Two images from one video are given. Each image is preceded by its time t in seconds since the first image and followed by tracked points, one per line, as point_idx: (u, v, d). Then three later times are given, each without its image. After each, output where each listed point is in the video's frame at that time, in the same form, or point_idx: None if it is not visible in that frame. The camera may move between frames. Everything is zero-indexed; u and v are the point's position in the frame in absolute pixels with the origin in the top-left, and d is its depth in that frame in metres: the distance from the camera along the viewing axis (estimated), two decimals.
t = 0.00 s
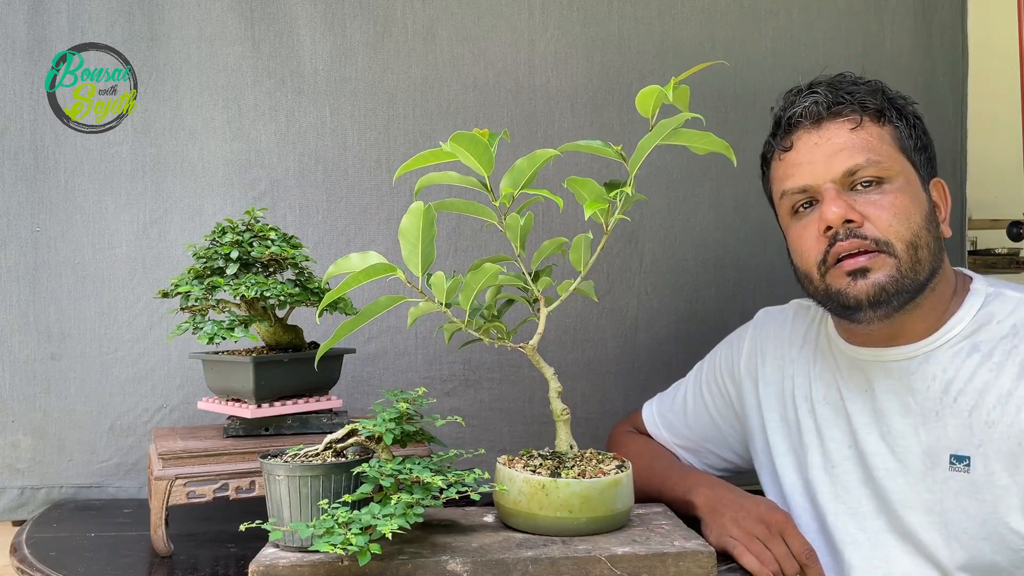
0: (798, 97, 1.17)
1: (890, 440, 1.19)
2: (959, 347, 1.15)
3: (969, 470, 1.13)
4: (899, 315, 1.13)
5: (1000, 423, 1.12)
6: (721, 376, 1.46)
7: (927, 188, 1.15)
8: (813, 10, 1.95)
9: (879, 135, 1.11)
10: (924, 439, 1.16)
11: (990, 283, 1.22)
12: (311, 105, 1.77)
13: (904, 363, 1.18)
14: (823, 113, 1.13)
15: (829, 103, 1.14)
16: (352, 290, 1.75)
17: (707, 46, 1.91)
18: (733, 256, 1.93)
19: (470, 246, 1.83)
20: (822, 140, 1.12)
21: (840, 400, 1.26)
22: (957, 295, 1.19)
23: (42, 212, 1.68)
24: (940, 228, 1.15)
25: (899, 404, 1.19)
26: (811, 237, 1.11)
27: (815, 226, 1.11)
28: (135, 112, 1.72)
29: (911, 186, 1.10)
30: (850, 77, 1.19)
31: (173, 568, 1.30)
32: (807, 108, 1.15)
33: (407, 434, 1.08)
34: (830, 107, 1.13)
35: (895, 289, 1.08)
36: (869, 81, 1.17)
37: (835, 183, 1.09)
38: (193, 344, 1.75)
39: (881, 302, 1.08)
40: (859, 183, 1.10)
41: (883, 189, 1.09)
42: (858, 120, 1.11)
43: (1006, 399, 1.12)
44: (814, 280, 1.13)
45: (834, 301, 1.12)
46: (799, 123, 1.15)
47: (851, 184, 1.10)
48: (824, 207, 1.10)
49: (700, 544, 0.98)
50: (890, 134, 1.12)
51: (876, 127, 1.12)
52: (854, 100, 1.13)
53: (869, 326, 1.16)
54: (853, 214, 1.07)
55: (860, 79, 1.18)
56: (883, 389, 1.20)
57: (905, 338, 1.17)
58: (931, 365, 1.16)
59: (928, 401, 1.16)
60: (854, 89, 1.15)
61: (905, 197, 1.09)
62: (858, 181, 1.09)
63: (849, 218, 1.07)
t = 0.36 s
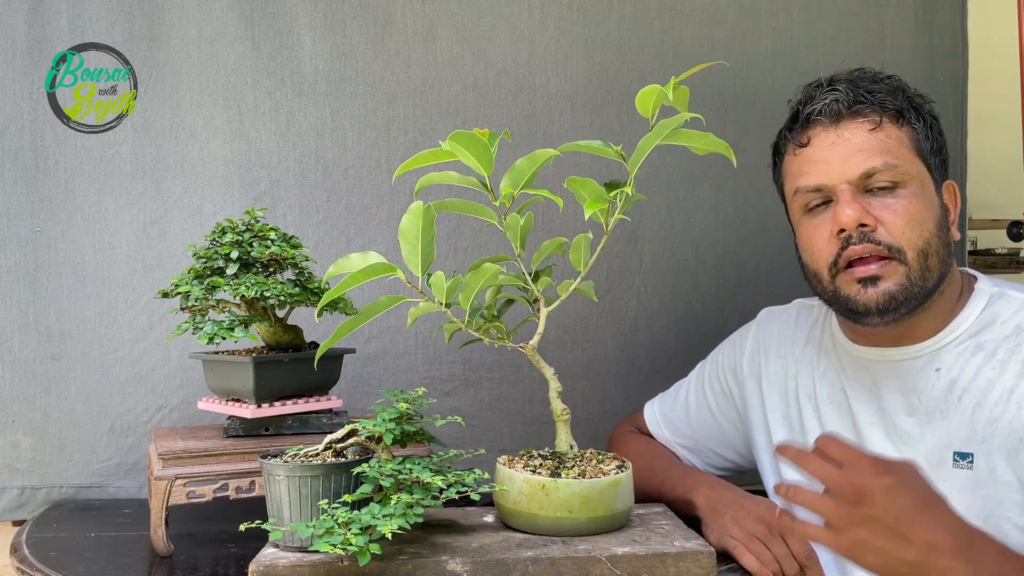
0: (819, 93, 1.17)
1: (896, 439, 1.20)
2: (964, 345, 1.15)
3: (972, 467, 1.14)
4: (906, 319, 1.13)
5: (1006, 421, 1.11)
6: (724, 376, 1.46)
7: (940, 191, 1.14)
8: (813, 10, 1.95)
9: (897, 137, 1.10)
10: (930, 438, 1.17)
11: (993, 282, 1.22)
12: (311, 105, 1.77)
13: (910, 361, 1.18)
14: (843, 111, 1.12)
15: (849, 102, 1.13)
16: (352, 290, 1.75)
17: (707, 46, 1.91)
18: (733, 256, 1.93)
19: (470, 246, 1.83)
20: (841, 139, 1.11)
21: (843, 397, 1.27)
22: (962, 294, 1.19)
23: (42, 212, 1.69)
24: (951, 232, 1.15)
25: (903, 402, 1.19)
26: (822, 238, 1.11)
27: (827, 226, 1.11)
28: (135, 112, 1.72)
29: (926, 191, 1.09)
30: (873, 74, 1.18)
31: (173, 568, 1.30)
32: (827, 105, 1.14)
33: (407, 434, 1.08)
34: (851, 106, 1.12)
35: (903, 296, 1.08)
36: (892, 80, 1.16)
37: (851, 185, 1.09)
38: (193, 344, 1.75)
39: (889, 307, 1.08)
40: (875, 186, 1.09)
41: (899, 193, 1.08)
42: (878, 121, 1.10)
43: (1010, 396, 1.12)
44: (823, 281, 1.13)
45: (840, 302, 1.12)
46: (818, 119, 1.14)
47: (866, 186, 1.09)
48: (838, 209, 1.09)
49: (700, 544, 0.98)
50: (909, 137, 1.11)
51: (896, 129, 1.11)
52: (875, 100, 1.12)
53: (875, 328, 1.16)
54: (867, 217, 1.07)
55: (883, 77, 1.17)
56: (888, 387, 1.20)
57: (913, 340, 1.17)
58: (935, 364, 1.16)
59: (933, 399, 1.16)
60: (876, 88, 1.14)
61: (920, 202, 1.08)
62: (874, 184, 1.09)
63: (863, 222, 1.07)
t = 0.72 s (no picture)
0: (814, 94, 1.16)
1: (894, 438, 1.19)
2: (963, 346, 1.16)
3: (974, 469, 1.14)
4: (900, 317, 1.13)
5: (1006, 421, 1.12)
6: (725, 375, 1.46)
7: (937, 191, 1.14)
8: (813, 10, 1.95)
9: (892, 138, 1.10)
10: (929, 438, 1.16)
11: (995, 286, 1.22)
12: (311, 105, 1.77)
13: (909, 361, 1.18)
14: (837, 112, 1.12)
15: (844, 103, 1.13)
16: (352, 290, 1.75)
17: (707, 46, 1.91)
18: (732, 256, 1.93)
19: (470, 246, 1.83)
20: (835, 141, 1.11)
21: (842, 398, 1.26)
22: (961, 296, 1.19)
23: (42, 212, 1.68)
24: (948, 232, 1.15)
25: (904, 402, 1.19)
26: (815, 238, 1.11)
27: (821, 227, 1.11)
28: (135, 112, 1.72)
29: (921, 192, 1.10)
30: (868, 75, 1.18)
31: (173, 568, 1.30)
32: (822, 106, 1.14)
33: (408, 434, 1.08)
34: (846, 107, 1.12)
35: (896, 296, 1.08)
36: (888, 80, 1.16)
37: (844, 186, 1.09)
38: (193, 344, 1.75)
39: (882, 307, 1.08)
40: (869, 186, 1.09)
41: (892, 194, 1.08)
42: (873, 122, 1.10)
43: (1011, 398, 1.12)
44: (817, 281, 1.13)
45: (834, 302, 1.13)
46: (812, 121, 1.14)
47: (860, 187, 1.09)
48: (831, 210, 1.09)
49: (700, 544, 0.98)
50: (904, 137, 1.11)
51: (891, 130, 1.11)
52: (870, 101, 1.12)
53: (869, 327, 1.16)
54: (860, 218, 1.07)
55: (879, 78, 1.16)
56: (886, 387, 1.21)
57: (907, 340, 1.17)
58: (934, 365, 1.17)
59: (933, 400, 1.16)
60: (871, 89, 1.14)
61: (914, 203, 1.08)
62: (868, 185, 1.09)
63: (856, 222, 1.07)
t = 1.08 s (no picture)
0: (828, 85, 1.17)
1: (894, 438, 1.19)
2: (960, 345, 1.16)
3: (974, 467, 1.14)
4: (899, 315, 1.13)
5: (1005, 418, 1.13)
6: (722, 375, 1.46)
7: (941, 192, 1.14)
8: (813, 10, 1.95)
9: (903, 134, 1.11)
10: (927, 437, 1.16)
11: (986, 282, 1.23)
12: (311, 105, 1.77)
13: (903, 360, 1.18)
14: (850, 104, 1.12)
15: (857, 95, 1.13)
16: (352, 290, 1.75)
17: (707, 46, 1.91)
18: (732, 256, 1.93)
19: (470, 246, 1.83)
20: (846, 131, 1.11)
21: (840, 398, 1.26)
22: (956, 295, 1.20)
23: (42, 212, 1.69)
24: (950, 234, 1.15)
25: (903, 402, 1.19)
26: (821, 227, 1.11)
27: (827, 217, 1.10)
28: (135, 112, 1.72)
29: (927, 190, 1.10)
30: (882, 72, 1.18)
31: (173, 568, 1.30)
32: (836, 97, 1.14)
33: (407, 434, 1.08)
34: (859, 99, 1.12)
35: (898, 291, 1.08)
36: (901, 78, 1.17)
37: (853, 176, 1.09)
38: (193, 344, 1.75)
39: (881, 300, 1.08)
40: (877, 179, 1.09)
41: (900, 188, 1.08)
42: (885, 115, 1.11)
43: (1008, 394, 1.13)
44: (819, 271, 1.13)
45: (834, 293, 1.12)
46: (825, 111, 1.14)
47: (868, 179, 1.09)
48: (839, 199, 1.09)
49: (699, 544, 0.98)
50: (914, 134, 1.12)
51: (902, 126, 1.11)
52: (884, 95, 1.13)
53: (868, 323, 1.16)
54: (867, 209, 1.06)
55: (892, 75, 1.17)
56: (887, 386, 1.20)
57: (908, 338, 1.17)
58: (930, 366, 1.16)
59: (931, 399, 1.16)
60: (885, 84, 1.14)
61: (920, 199, 1.08)
62: (876, 177, 1.09)
63: (863, 213, 1.06)
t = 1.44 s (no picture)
0: (845, 82, 1.14)
1: (893, 435, 1.19)
2: (955, 338, 1.18)
3: (967, 459, 1.15)
4: (900, 320, 1.14)
5: (1000, 410, 1.15)
6: (721, 375, 1.46)
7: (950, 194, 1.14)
8: (813, 9, 1.95)
9: (918, 139, 1.09)
10: (924, 432, 1.17)
11: (982, 275, 1.27)
12: (311, 105, 1.77)
13: (905, 360, 1.19)
14: (867, 106, 1.10)
15: (874, 96, 1.10)
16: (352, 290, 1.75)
17: (707, 46, 1.91)
18: (732, 256, 1.93)
19: (470, 246, 1.83)
20: (861, 135, 1.09)
21: (840, 397, 1.26)
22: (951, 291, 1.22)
23: (42, 212, 1.69)
24: (955, 236, 1.15)
25: (897, 399, 1.19)
26: (828, 232, 1.11)
27: (834, 222, 1.10)
28: (135, 112, 1.72)
29: (938, 197, 1.09)
30: (901, 68, 1.15)
31: (173, 568, 1.30)
32: (852, 97, 1.12)
33: (407, 434, 1.08)
34: (876, 101, 1.10)
35: (900, 300, 1.09)
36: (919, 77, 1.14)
37: (864, 183, 1.08)
38: (193, 344, 1.75)
39: (884, 309, 1.09)
40: (888, 186, 1.09)
41: (911, 196, 1.08)
42: (901, 120, 1.09)
43: (1001, 386, 1.16)
44: (822, 275, 1.14)
45: (835, 297, 1.13)
46: (839, 111, 1.12)
47: (879, 186, 1.09)
48: (848, 207, 1.09)
49: (699, 544, 0.98)
50: (929, 139, 1.10)
51: (917, 130, 1.09)
52: (901, 97, 1.10)
53: (869, 325, 1.17)
54: (876, 220, 1.06)
55: (909, 73, 1.14)
56: (886, 386, 1.20)
57: (910, 337, 1.18)
58: (933, 362, 1.18)
59: (928, 394, 1.17)
60: (904, 84, 1.12)
61: (930, 208, 1.08)
62: (888, 184, 1.08)
63: (872, 223, 1.06)
